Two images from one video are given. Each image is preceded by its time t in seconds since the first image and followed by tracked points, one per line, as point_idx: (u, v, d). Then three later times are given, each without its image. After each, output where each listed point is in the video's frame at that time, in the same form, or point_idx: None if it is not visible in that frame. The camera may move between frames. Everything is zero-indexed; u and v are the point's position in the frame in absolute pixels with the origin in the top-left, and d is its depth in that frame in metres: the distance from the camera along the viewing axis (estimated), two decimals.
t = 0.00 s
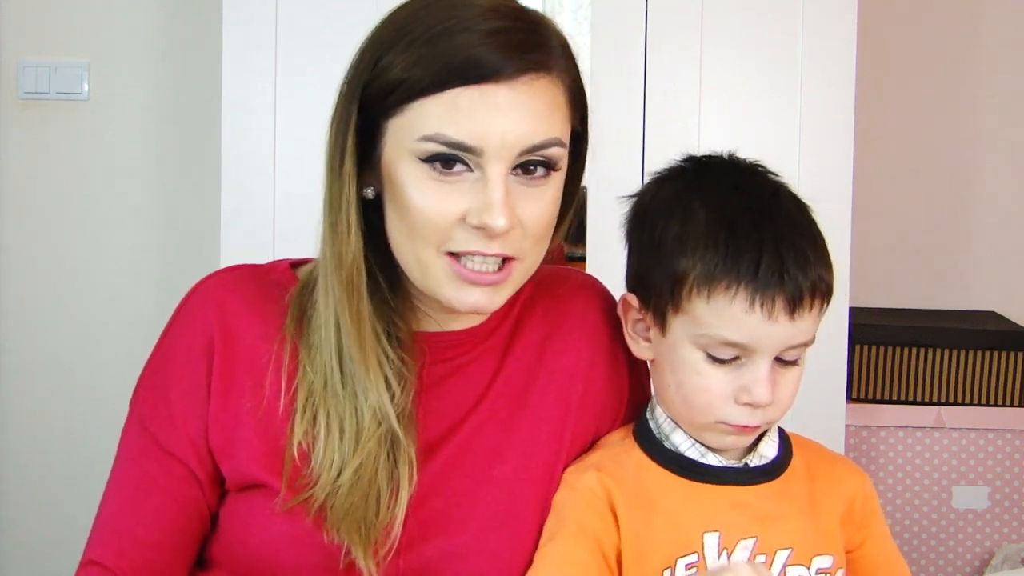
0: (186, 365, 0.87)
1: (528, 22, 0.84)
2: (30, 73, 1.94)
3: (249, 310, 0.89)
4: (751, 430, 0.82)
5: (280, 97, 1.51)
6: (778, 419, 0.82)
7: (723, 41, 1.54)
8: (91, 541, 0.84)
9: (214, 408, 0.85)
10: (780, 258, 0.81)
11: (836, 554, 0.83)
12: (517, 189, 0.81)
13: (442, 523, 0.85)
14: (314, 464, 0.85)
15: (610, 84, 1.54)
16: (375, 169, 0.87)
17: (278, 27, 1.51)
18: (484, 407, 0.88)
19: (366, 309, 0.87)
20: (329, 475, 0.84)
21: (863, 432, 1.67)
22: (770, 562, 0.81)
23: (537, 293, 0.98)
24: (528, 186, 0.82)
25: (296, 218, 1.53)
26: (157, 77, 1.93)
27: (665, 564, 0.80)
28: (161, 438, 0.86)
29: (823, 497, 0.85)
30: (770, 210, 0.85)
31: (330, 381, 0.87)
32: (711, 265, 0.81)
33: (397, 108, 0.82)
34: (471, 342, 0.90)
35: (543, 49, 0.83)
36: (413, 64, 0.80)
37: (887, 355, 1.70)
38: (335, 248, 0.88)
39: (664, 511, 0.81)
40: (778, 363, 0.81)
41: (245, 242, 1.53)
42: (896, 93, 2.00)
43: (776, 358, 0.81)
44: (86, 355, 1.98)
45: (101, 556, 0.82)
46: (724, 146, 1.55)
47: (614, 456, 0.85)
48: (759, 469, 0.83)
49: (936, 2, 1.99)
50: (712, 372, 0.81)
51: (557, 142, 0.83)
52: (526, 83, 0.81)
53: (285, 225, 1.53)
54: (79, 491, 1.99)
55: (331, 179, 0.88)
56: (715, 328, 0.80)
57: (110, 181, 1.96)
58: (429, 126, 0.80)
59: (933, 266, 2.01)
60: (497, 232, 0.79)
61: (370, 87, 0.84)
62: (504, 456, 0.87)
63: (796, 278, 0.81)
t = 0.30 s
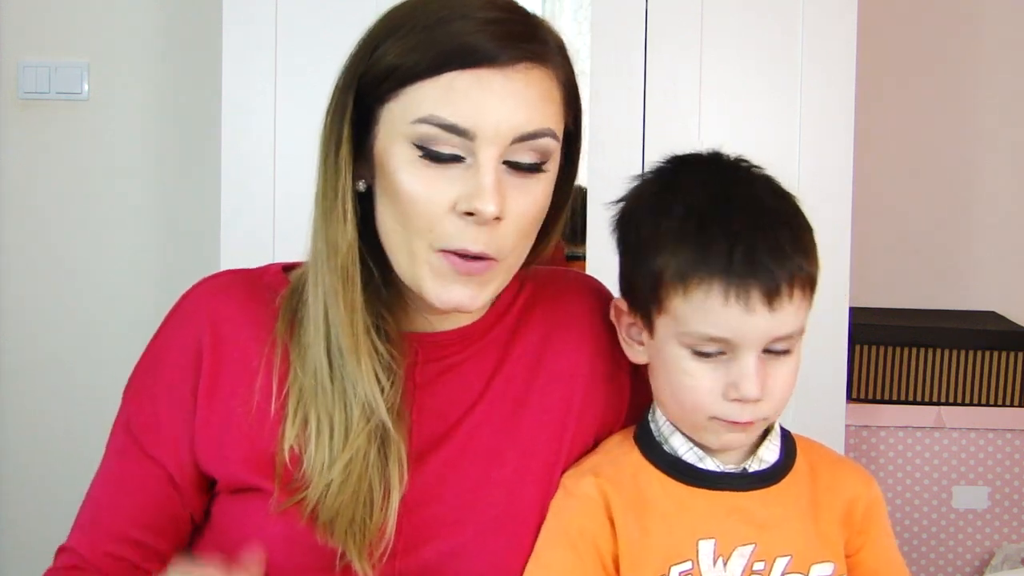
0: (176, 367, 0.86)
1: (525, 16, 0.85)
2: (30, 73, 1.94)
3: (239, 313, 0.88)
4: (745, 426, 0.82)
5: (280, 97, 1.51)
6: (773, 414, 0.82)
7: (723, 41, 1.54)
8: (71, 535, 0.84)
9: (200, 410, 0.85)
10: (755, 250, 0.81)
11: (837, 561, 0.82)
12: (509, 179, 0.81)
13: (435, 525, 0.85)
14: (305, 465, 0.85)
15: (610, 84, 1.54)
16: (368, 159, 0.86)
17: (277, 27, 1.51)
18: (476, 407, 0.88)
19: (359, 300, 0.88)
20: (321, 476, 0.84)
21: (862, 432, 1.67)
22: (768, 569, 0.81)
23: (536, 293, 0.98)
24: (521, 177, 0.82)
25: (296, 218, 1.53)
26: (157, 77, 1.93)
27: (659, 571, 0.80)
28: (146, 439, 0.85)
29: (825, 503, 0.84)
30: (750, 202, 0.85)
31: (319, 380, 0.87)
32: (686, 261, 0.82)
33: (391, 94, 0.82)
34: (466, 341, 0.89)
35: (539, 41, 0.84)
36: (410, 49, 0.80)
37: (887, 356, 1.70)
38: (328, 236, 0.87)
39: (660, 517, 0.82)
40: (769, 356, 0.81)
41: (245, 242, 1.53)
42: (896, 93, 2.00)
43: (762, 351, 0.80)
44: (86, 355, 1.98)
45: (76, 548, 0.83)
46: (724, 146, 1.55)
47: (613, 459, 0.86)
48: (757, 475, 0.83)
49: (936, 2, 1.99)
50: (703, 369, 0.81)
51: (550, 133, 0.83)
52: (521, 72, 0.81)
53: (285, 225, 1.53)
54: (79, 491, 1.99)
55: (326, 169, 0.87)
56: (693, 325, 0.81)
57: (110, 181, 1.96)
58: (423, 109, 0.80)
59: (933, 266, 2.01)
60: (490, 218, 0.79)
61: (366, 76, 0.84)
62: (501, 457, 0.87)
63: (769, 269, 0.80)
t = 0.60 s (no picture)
0: (182, 363, 0.86)
1: (538, 18, 0.85)
2: (29, 73, 1.93)
3: (246, 310, 0.89)
4: (728, 423, 0.82)
5: (281, 97, 1.51)
6: (754, 409, 0.82)
7: (723, 41, 1.54)
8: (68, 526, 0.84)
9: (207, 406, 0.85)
10: (706, 247, 0.83)
11: (840, 558, 0.83)
12: (521, 184, 0.81)
13: (445, 522, 0.84)
14: (312, 462, 0.85)
15: (610, 85, 1.54)
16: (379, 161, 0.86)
17: (278, 27, 1.51)
18: (483, 407, 0.88)
19: (369, 297, 0.87)
20: (327, 474, 0.84)
21: (863, 432, 1.67)
22: (772, 567, 0.81)
23: (542, 293, 0.98)
24: (531, 183, 0.82)
25: (297, 219, 1.53)
26: (157, 77, 1.93)
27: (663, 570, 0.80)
28: (148, 433, 0.85)
29: (829, 500, 0.84)
30: (711, 200, 0.86)
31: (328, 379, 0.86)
32: (644, 264, 0.84)
33: (402, 97, 0.81)
34: (474, 337, 0.90)
35: (554, 45, 0.84)
36: (422, 52, 0.80)
37: (887, 355, 1.70)
38: (339, 236, 0.87)
39: (665, 515, 0.82)
40: (740, 350, 0.81)
41: (245, 242, 1.53)
42: (896, 93, 2.00)
43: (730, 345, 0.81)
44: (86, 355, 1.98)
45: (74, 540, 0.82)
46: (724, 146, 1.56)
47: (617, 459, 0.86)
48: (760, 473, 0.83)
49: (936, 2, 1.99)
50: (676, 369, 0.82)
51: (563, 137, 0.84)
52: (535, 76, 0.81)
53: (286, 224, 1.53)
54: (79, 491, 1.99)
55: (337, 170, 0.87)
56: (656, 327, 0.82)
57: (111, 182, 1.95)
58: (435, 113, 0.80)
59: (933, 266, 2.02)
60: (501, 223, 0.79)
61: (377, 77, 0.83)
62: (506, 456, 0.87)
63: (718, 264, 0.81)
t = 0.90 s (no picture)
0: (183, 372, 0.86)
1: (536, 23, 0.85)
2: (29, 73, 1.93)
3: (245, 313, 0.89)
4: (734, 426, 0.82)
5: (280, 97, 1.51)
6: (758, 412, 0.82)
7: (723, 41, 1.54)
8: (78, 543, 0.85)
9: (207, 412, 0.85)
10: (713, 252, 0.82)
11: (843, 555, 0.83)
12: (515, 189, 0.81)
13: (449, 523, 0.84)
14: (317, 465, 0.85)
15: (610, 85, 1.54)
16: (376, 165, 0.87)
17: (277, 27, 1.51)
18: (487, 409, 0.88)
19: (367, 305, 0.87)
20: (331, 478, 0.84)
21: (862, 432, 1.67)
22: (775, 563, 0.81)
23: (541, 293, 0.98)
24: (527, 187, 0.82)
25: (296, 219, 1.53)
26: (157, 77, 1.93)
27: (666, 566, 0.81)
28: (153, 445, 0.86)
29: (831, 498, 0.84)
30: (717, 204, 0.86)
31: (329, 383, 0.87)
32: (651, 268, 0.84)
33: (398, 101, 0.81)
34: (474, 340, 0.90)
35: (550, 50, 0.83)
36: (417, 56, 0.80)
37: (887, 355, 1.70)
38: (337, 243, 0.88)
39: (668, 513, 0.82)
40: (746, 354, 0.81)
41: (245, 242, 1.53)
42: (896, 94, 2.00)
43: (737, 349, 0.81)
44: (86, 355, 1.98)
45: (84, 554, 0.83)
46: (724, 146, 1.56)
47: (619, 454, 0.86)
48: (763, 471, 0.83)
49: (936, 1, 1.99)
50: (683, 373, 0.82)
51: (558, 143, 0.83)
52: (531, 81, 0.81)
53: (285, 225, 1.53)
54: (79, 491, 1.99)
55: (335, 173, 0.88)
56: (663, 331, 0.83)
57: (111, 181, 1.95)
58: (429, 118, 0.80)
59: (933, 266, 2.02)
60: (493, 228, 0.79)
61: (374, 81, 0.84)
62: (510, 456, 0.86)
63: (725, 269, 0.81)
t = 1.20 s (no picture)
0: (182, 372, 0.86)
1: (535, 23, 0.85)
2: (29, 73, 1.93)
3: (245, 314, 0.88)
4: (738, 431, 0.83)
5: (280, 97, 1.51)
6: (761, 419, 0.82)
7: (723, 41, 1.54)
8: (76, 535, 0.85)
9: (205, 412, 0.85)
10: (716, 262, 0.82)
11: (847, 554, 0.83)
12: (512, 189, 0.81)
13: (447, 525, 0.84)
14: (315, 468, 0.85)
15: (610, 85, 1.54)
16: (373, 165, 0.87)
17: (277, 27, 1.51)
18: (487, 410, 0.88)
19: (363, 306, 0.87)
20: (330, 480, 0.84)
21: (862, 432, 1.67)
22: (779, 562, 0.81)
23: (542, 295, 0.98)
24: (523, 187, 0.82)
25: (296, 218, 1.53)
26: (157, 77, 1.93)
27: (672, 565, 0.81)
28: (150, 442, 0.86)
29: (834, 497, 0.84)
30: (721, 211, 0.85)
31: (328, 386, 0.86)
32: (654, 276, 0.84)
33: (395, 101, 0.82)
34: (474, 341, 0.90)
35: (548, 50, 0.83)
36: (413, 55, 0.80)
37: (887, 355, 1.70)
38: (334, 244, 0.88)
39: (673, 512, 0.83)
40: (750, 363, 0.82)
41: (245, 242, 1.53)
42: (896, 94, 2.00)
43: (740, 359, 0.81)
44: (87, 355, 1.98)
45: (82, 548, 0.84)
46: (724, 146, 1.56)
47: (623, 455, 0.87)
48: (767, 470, 0.84)
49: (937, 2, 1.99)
50: (688, 380, 0.83)
51: (557, 145, 0.83)
52: (527, 82, 0.81)
53: (285, 224, 1.53)
54: (79, 491, 1.99)
55: (332, 173, 0.88)
56: (666, 339, 0.83)
57: (111, 181, 1.95)
58: (427, 119, 0.80)
59: (933, 267, 2.02)
60: (488, 231, 0.79)
61: (371, 81, 0.84)
62: (510, 458, 0.86)
63: (727, 280, 0.81)
